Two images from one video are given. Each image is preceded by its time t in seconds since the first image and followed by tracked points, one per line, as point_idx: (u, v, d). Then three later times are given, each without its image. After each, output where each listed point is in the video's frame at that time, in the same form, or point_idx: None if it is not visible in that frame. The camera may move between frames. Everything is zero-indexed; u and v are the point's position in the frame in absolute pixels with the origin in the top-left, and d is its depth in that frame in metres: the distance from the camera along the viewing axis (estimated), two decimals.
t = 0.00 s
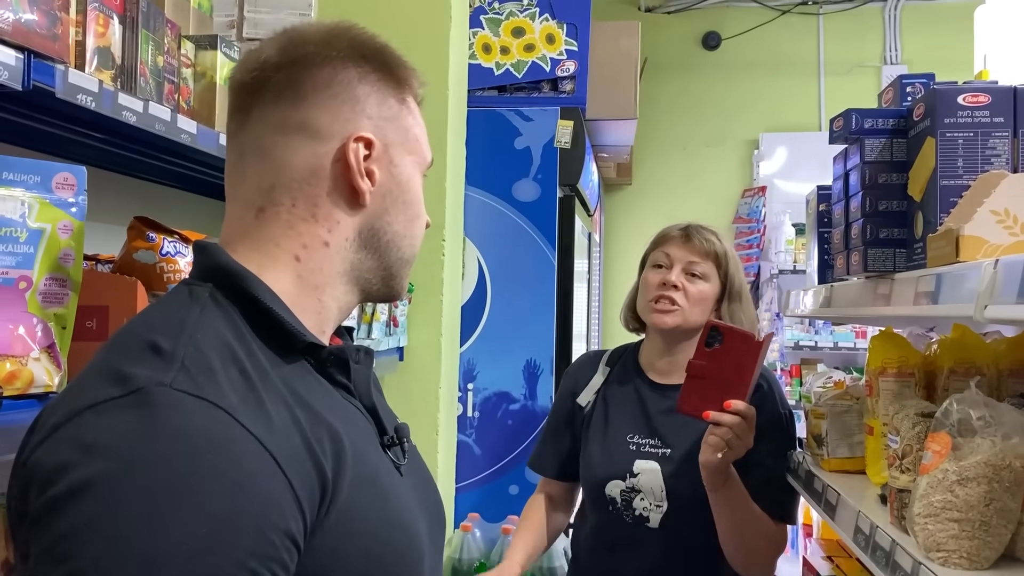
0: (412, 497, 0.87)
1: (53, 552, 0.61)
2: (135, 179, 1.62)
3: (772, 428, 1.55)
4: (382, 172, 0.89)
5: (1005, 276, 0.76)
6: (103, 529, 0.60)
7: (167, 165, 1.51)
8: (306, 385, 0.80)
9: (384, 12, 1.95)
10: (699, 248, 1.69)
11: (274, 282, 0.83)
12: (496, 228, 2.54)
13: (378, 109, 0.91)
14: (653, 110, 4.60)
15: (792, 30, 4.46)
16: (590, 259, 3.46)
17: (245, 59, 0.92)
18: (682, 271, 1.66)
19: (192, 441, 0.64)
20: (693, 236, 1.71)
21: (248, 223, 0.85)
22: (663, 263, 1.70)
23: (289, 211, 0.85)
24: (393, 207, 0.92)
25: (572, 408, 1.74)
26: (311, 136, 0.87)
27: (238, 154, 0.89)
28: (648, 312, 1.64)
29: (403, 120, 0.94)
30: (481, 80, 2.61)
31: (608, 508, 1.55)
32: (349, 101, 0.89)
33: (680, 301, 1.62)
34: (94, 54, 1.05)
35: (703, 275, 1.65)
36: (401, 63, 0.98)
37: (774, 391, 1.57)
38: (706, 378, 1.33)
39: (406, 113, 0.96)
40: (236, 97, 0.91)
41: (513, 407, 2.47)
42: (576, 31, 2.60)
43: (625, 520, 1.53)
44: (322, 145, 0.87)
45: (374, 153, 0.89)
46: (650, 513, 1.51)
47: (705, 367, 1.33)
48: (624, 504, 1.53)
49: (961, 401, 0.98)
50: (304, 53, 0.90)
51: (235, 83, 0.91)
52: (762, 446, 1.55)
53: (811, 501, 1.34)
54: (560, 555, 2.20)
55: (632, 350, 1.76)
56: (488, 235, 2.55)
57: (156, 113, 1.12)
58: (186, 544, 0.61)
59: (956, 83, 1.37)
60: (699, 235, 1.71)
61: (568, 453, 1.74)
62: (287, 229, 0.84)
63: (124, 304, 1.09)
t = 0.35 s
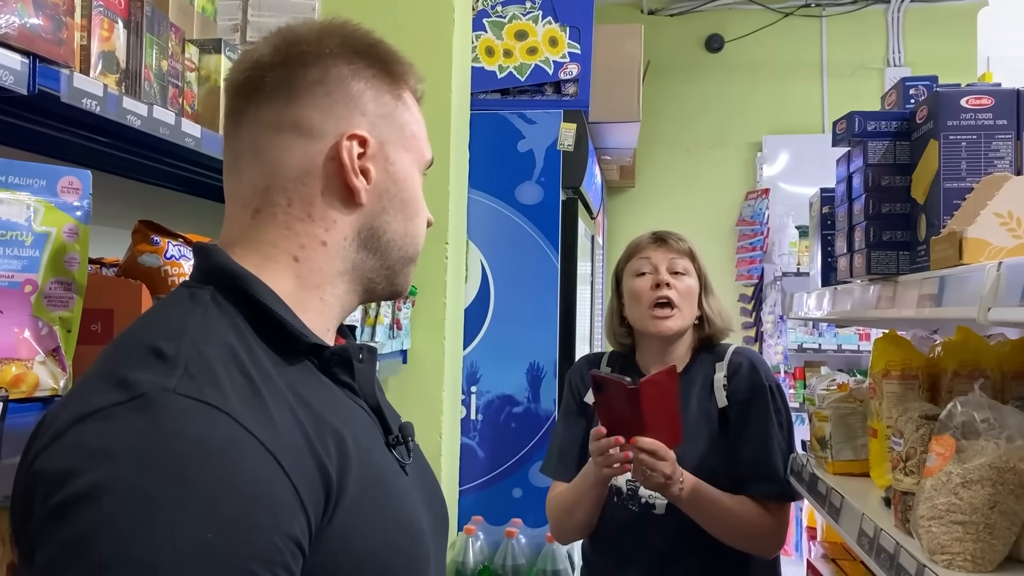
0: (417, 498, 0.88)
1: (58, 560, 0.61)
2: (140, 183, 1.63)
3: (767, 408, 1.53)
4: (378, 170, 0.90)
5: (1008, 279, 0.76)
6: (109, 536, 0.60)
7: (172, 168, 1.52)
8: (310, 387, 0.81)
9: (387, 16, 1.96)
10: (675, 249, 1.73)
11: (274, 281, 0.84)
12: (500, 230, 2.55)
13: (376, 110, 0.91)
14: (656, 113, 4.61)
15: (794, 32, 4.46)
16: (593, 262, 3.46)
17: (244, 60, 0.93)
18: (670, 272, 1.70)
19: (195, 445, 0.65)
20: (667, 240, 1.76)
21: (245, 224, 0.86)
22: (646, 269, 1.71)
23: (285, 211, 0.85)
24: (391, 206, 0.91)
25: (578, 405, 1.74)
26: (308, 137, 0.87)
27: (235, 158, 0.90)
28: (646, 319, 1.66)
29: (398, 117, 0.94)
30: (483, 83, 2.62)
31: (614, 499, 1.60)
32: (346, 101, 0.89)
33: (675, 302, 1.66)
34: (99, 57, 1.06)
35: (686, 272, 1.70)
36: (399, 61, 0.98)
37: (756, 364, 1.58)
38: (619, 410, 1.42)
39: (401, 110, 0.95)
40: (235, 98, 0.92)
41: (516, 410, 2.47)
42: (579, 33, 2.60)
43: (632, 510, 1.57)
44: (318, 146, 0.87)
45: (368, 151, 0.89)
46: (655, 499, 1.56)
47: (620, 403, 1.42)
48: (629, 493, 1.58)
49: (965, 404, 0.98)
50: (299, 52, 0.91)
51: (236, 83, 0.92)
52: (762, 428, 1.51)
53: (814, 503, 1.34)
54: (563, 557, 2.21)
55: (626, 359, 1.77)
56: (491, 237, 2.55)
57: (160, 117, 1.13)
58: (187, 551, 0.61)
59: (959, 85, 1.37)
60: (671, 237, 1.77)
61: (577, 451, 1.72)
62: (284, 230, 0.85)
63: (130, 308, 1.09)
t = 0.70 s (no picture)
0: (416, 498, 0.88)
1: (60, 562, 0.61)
2: (144, 186, 1.64)
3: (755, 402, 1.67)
4: (359, 166, 0.89)
5: (1011, 281, 0.76)
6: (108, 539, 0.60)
7: (176, 171, 1.52)
8: (309, 388, 0.81)
9: (390, 19, 1.97)
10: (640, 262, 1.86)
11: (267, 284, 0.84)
12: (502, 232, 2.55)
13: (373, 111, 0.91)
14: (659, 115, 4.61)
15: (798, 35, 4.46)
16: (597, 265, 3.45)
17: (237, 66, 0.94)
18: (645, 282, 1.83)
19: (194, 448, 0.65)
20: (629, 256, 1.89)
21: (234, 228, 0.88)
22: (622, 282, 1.83)
23: (270, 213, 0.86)
24: (380, 203, 0.90)
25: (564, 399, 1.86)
26: (280, 137, 0.88)
27: (231, 162, 0.91)
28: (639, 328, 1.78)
29: (386, 111, 0.93)
30: (486, 86, 2.62)
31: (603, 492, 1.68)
32: (344, 102, 0.90)
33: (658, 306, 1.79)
34: (103, 62, 1.06)
35: (657, 278, 1.84)
36: (396, 61, 0.98)
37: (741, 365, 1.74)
38: (613, 397, 1.57)
39: (388, 103, 0.93)
40: (231, 103, 0.93)
41: (520, 413, 2.47)
42: (582, 37, 2.60)
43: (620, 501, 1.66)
44: (291, 144, 0.87)
45: (347, 147, 0.88)
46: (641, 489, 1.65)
47: (613, 391, 1.56)
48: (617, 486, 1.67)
49: (969, 406, 0.98)
50: (297, 55, 0.92)
51: (240, 85, 0.92)
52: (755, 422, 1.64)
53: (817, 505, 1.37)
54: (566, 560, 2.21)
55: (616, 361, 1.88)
56: (494, 239, 2.55)
57: (165, 121, 1.14)
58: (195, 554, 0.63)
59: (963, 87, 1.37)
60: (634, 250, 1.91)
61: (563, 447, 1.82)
62: (274, 233, 0.86)
63: (134, 311, 1.10)
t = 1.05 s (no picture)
0: (418, 498, 0.88)
1: (59, 558, 0.62)
2: (151, 188, 1.64)
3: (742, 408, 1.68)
4: (338, 161, 0.88)
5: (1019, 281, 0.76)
6: (106, 536, 0.61)
7: (182, 173, 1.53)
8: (310, 387, 0.81)
9: (394, 21, 1.97)
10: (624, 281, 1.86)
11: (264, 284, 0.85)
12: (506, 234, 2.55)
13: (374, 108, 0.91)
14: (664, 117, 4.61)
15: (802, 37, 4.45)
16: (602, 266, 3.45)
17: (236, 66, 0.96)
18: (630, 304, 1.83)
19: (190, 446, 0.65)
20: (612, 274, 1.88)
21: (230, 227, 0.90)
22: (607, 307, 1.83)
23: (259, 212, 0.87)
24: (360, 192, 0.88)
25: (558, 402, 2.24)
26: (256, 140, 0.90)
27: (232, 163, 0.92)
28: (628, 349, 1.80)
29: (354, 99, 0.90)
30: (491, 88, 2.61)
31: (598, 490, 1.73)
32: (346, 101, 0.90)
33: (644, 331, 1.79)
34: (110, 64, 1.07)
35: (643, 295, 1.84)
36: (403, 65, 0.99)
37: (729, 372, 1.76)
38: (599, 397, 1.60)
39: (359, 89, 0.92)
40: (232, 105, 0.95)
41: (524, 414, 2.47)
42: (586, 38, 2.60)
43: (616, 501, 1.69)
44: (263, 148, 0.89)
45: (321, 142, 0.87)
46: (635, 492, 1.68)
47: (599, 392, 1.59)
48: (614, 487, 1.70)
49: (977, 407, 0.98)
50: (303, 58, 0.92)
51: (239, 90, 0.94)
52: (740, 428, 1.65)
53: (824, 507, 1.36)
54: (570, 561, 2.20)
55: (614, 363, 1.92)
56: (498, 241, 2.56)
57: (171, 122, 1.14)
58: (194, 553, 0.63)
59: (969, 88, 1.37)
60: (615, 269, 1.90)
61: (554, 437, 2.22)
62: (262, 233, 0.87)
63: (139, 312, 1.10)
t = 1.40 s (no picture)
0: (422, 502, 0.88)
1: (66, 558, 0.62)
2: (154, 189, 1.64)
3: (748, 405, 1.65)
4: (357, 164, 0.88)
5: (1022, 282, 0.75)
6: (107, 537, 0.61)
7: (187, 175, 1.53)
8: (317, 390, 0.81)
9: (398, 22, 1.98)
10: (631, 264, 1.89)
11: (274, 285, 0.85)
12: (510, 235, 2.55)
13: (381, 110, 0.91)
14: (667, 118, 4.61)
15: (805, 37, 4.45)
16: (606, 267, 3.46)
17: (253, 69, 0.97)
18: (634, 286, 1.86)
19: (198, 445, 0.65)
20: (621, 258, 1.93)
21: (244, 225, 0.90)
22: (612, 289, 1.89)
23: (275, 212, 0.87)
24: (375, 198, 0.89)
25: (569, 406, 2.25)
26: (277, 138, 0.90)
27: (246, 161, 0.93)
28: (626, 333, 1.82)
29: (379, 108, 0.91)
30: (494, 89, 2.62)
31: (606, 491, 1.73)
32: (354, 104, 0.90)
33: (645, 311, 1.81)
34: (113, 66, 1.07)
35: (649, 280, 1.87)
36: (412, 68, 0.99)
37: (738, 369, 1.73)
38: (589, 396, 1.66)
39: (385, 101, 0.92)
40: (246, 108, 0.96)
41: (527, 416, 2.47)
42: (589, 40, 2.60)
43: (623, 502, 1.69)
44: (288, 145, 0.89)
45: (342, 146, 0.88)
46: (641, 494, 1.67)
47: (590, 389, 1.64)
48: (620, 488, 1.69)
49: (980, 410, 0.97)
50: (312, 61, 0.93)
51: (260, 89, 0.94)
52: (744, 426, 1.63)
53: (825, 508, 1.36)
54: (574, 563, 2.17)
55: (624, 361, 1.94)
56: (501, 243, 2.56)
57: (174, 124, 1.14)
58: (195, 553, 0.64)
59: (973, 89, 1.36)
60: (625, 254, 1.94)
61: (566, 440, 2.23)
62: (275, 233, 0.87)
63: (142, 314, 1.10)
